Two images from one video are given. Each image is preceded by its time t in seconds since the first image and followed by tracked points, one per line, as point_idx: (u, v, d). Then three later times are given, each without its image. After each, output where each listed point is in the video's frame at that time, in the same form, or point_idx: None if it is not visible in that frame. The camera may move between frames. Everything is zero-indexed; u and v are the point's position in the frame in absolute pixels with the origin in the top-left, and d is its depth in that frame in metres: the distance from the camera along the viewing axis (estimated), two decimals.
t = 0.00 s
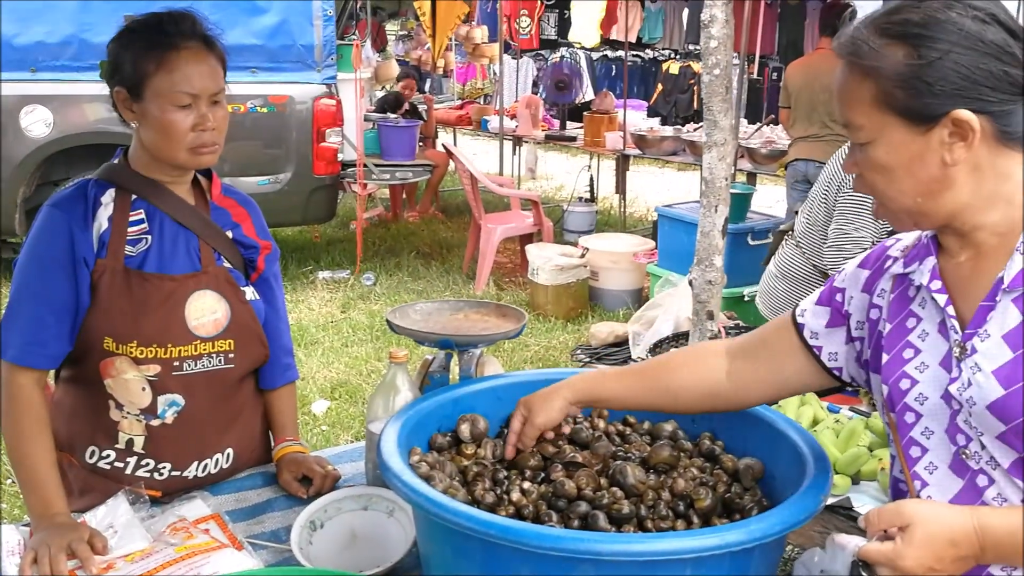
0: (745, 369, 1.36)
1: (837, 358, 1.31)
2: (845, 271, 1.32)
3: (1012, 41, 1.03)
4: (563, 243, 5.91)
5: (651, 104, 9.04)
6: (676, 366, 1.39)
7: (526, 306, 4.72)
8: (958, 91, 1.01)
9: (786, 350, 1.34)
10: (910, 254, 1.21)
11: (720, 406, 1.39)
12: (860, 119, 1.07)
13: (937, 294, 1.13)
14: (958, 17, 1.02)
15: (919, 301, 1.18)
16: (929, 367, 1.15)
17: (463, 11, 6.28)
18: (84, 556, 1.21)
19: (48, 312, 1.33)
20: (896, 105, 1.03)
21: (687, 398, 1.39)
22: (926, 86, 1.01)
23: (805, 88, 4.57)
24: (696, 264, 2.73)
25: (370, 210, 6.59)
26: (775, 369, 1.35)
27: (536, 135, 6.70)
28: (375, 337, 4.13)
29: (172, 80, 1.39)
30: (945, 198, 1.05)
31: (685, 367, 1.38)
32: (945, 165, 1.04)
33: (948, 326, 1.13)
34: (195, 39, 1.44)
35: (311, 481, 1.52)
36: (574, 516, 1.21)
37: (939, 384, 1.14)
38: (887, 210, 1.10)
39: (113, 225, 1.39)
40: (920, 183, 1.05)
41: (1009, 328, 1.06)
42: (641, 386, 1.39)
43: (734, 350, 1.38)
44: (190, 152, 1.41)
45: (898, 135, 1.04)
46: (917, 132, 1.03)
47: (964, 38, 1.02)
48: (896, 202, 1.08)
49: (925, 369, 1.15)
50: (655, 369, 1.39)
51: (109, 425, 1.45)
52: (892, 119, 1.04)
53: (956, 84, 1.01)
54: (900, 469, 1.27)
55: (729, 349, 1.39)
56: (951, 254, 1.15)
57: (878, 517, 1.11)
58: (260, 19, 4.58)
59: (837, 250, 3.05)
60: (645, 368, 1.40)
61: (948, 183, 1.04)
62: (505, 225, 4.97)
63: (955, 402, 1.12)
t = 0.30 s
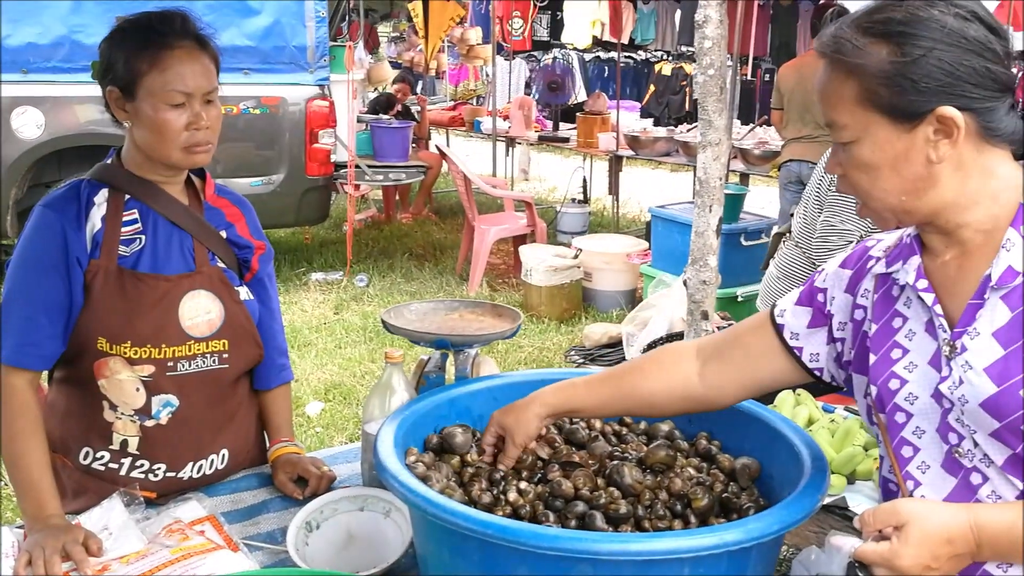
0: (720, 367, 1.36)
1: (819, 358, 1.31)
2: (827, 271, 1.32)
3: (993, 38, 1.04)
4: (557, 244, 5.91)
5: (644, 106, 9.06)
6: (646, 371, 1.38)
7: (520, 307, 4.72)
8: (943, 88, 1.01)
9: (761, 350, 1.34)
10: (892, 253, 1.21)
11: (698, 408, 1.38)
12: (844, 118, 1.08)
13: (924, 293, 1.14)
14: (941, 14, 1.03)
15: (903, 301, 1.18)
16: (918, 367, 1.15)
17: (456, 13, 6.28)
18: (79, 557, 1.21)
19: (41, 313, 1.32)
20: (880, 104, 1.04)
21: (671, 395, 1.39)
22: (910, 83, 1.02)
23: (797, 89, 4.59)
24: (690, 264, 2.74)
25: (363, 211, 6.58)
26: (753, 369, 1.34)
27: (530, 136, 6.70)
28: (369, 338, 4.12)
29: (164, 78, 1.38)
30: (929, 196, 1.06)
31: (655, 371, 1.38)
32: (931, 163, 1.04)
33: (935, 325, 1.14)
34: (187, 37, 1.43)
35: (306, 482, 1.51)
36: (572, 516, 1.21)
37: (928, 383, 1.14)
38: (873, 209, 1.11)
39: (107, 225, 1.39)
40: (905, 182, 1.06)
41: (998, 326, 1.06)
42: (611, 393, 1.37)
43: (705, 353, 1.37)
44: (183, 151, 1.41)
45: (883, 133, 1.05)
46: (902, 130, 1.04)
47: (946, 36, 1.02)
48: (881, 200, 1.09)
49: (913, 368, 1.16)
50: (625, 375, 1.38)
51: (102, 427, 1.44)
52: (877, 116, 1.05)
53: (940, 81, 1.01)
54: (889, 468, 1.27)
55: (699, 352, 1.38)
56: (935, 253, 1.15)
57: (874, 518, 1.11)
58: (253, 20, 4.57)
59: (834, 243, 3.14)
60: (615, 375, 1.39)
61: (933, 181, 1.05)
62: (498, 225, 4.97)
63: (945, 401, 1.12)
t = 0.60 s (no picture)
0: (725, 367, 1.37)
1: (816, 357, 1.32)
2: (821, 271, 1.33)
3: (982, 40, 1.05)
4: (552, 244, 5.92)
5: (639, 106, 9.08)
6: (663, 360, 1.40)
7: (515, 307, 4.73)
8: (932, 90, 1.02)
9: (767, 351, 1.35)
10: (886, 253, 1.22)
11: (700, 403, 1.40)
12: (835, 121, 1.08)
13: (915, 294, 1.14)
14: (929, 16, 1.04)
15: (897, 301, 1.19)
16: (911, 367, 1.16)
17: (451, 13, 6.27)
18: (76, 559, 1.21)
19: (37, 314, 1.32)
20: (870, 106, 1.04)
21: (666, 384, 1.40)
22: (899, 86, 1.02)
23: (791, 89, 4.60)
24: (686, 264, 2.74)
25: (358, 212, 6.58)
26: (756, 370, 1.36)
27: (525, 136, 6.70)
28: (365, 339, 4.12)
29: (158, 78, 1.38)
30: (920, 197, 1.07)
31: (670, 362, 1.40)
32: (921, 164, 1.05)
33: (927, 325, 1.15)
34: (181, 38, 1.43)
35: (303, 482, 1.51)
36: (570, 516, 1.21)
37: (920, 383, 1.15)
38: (864, 210, 1.12)
39: (103, 226, 1.38)
40: (896, 183, 1.07)
41: (987, 326, 1.07)
42: (625, 372, 1.41)
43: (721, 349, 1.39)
44: (177, 150, 1.41)
45: (874, 135, 1.05)
46: (892, 133, 1.04)
47: (935, 38, 1.03)
48: (872, 202, 1.09)
49: (907, 368, 1.17)
50: (647, 360, 1.41)
51: (98, 428, 1.44)
52: (867, 119, 1.05)
53: (929, 83, 1.02)
54: (881, 468, 1.28)
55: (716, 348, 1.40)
56: (927, 253, 1.16)
57: (864, 518, 1.11)
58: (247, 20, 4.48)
59: (827, 231, 3.48)
60: (637, 357, 1.42)
61: (923, 182, 1.06)
62: (493, 225, 4.97)
63: (936, 401, 1.12)
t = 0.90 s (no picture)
0: (733, 360, 1.40)
1: (822, 354, 1.33)
2: (829, 269, 1.33)
3: (979, 39, 1.05)
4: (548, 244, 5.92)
5: (633, 107, 9.10)
6: (681, 352, 1.43)
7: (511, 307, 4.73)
8: (927, 90, 1.02)
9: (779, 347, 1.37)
10: (890, 251, 1.22)
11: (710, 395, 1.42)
12: (833, 121, 1.09)
13: (915, 292, 1.15)
14: (925, 16, 1.04)
15: (900, 299, 1.19)
16: (912, 364, 1.16)
17: (446, 14, 6.23)
18: (73, 560, 1.20)
19: (32, 315, 1.31)
20: (867, 106, 1.04)
21: (677, 376, 1.42)
22: (895, 86, 1.02)
23: (787, 89, 4.61)
24: (684, 263, 2.74)
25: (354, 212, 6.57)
26: (767, 365, 1.38)
27: (520, 136, 6.71)
28: (361, 339, 4.11)
29: (154, 77, 1.37)
30: (918, 196, 1.07)
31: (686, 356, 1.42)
32: (918, 163, 1.05)
33: (928, 323, 1.15)
34: (176, 36, 1.42)
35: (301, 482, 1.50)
36: (570, 514, 1.21)
37: (921, 381, 1.15)
38: (862, 208, 1.12)
39: (99, 225, 1.38)
40: (893, 182, 1.07)
41: (984, 324, 1.07)
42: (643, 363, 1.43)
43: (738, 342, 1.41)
44: (174, 148, 1.40)
45: (871, 135, 1.06)
46: (889, 132, 1.04)
47: (930, 38, 1.03)
48: (870, 201, 1.10)
49: (908, 366, 1.17)
50: (668, 350, 1.43)
51: (95, 428, 1.43)
52: (863, 119, 1.05)
53: (924, 83, 1.02)
54: (884, 466, 1.28)
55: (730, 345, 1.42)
56: (929, 251, 1.16)
57: (862, 515, 1.12)
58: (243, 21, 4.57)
59: (836, 223, 3.61)
60: (656, 348, 1.44)
61: (921, 181, 1.06)
62: (489, 226, 4.97)
63: (936, 399, 1.12)
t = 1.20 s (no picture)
0: (709, 370, 1.38)
1: (813, 357, 1.33)
2: (818, 270, 1.34)
3: (971, 39, 1.06)
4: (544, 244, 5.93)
5: (629, 107, 9.11)
6: (644, 372, 1.41)
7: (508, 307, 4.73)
8: (919, 88, 1.02)
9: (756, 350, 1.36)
10: (882, 252, 1.23)
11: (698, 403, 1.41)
12: (826, 118, 1.09)
13: (910, 290, 1.15)
14: (917, 15, 1.04)
15: (895, 299, 1.20)
16: (909, 363, 1.17)
17: (441, 14, 6.15)
18: (72, 559, 1.20)
19: (29, 313, 1.30)
20: (860, 104, 1.05)
21: (649, 397, 1.41)
22: (888, 84, 1.03)
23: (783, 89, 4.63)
24: (681, 263, 2.75)
25: (351, 212, 6.56)
26: (748, 367, 1.37)
27: (516, 136, 6.71)
28: (358, 339, 4.11)
29: (152, 75, 1.37)
30: (910, 193, 1.08)
31: (654, 374, 1.41)
32: (910, 161, 1.06)
33: (923, 321, 1.15)
34: (174, 34, 1.42)
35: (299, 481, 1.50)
36: (569, 513, 1.21)
37: (918, 379, 1.16)
38: (855, 205, 1.13)
39: (96, 225, 1.37)
40: (886, 180, 1.07)
41: (982, 320, 1.07)
42: (610, 390, 1.42)
43: (704, 351, 1.39)
44: (172, 147, 1.40)
45: (864, 132, 1.06)
46: (882, 129, 1.05)
47: (923, 36, 1.03)
48: (862, 197, 1.10)
49: (904, 365, 1.17)
50: (625, 374, 1.42)
51: (93, 428, 1.43)
52: (856, 116, 1.06)
53: (916, 81, 1.02)
54: (883, 465, 1.29)
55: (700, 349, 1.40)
56: (922, 249, 1.17)
57: (864, 512, 1.12)
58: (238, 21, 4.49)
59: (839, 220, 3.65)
60: (614, 372, 1.43)
61: (913, 178, 1.07)
62: (486, 225, 4.97)
63: (933, 396, 1.13)
